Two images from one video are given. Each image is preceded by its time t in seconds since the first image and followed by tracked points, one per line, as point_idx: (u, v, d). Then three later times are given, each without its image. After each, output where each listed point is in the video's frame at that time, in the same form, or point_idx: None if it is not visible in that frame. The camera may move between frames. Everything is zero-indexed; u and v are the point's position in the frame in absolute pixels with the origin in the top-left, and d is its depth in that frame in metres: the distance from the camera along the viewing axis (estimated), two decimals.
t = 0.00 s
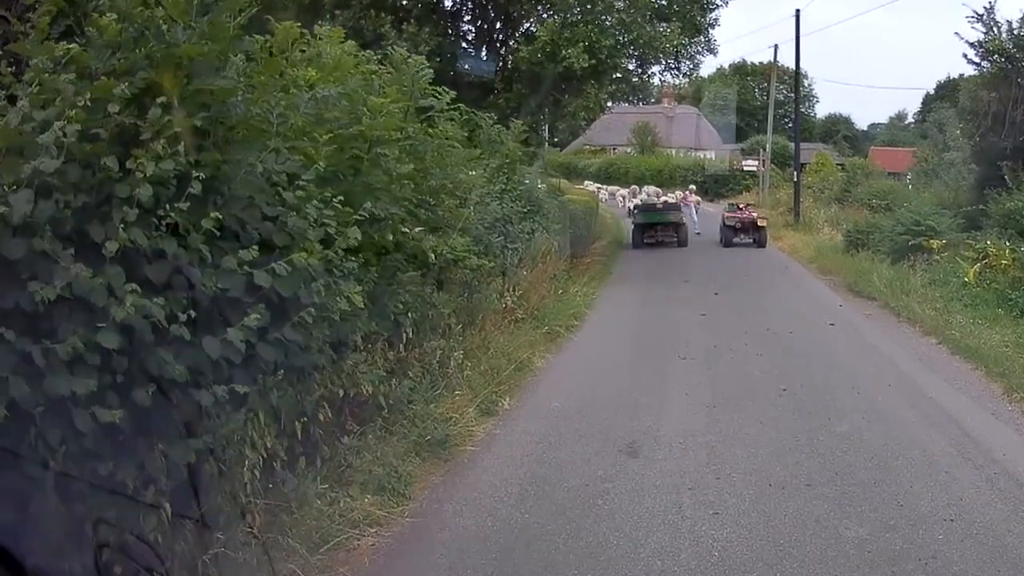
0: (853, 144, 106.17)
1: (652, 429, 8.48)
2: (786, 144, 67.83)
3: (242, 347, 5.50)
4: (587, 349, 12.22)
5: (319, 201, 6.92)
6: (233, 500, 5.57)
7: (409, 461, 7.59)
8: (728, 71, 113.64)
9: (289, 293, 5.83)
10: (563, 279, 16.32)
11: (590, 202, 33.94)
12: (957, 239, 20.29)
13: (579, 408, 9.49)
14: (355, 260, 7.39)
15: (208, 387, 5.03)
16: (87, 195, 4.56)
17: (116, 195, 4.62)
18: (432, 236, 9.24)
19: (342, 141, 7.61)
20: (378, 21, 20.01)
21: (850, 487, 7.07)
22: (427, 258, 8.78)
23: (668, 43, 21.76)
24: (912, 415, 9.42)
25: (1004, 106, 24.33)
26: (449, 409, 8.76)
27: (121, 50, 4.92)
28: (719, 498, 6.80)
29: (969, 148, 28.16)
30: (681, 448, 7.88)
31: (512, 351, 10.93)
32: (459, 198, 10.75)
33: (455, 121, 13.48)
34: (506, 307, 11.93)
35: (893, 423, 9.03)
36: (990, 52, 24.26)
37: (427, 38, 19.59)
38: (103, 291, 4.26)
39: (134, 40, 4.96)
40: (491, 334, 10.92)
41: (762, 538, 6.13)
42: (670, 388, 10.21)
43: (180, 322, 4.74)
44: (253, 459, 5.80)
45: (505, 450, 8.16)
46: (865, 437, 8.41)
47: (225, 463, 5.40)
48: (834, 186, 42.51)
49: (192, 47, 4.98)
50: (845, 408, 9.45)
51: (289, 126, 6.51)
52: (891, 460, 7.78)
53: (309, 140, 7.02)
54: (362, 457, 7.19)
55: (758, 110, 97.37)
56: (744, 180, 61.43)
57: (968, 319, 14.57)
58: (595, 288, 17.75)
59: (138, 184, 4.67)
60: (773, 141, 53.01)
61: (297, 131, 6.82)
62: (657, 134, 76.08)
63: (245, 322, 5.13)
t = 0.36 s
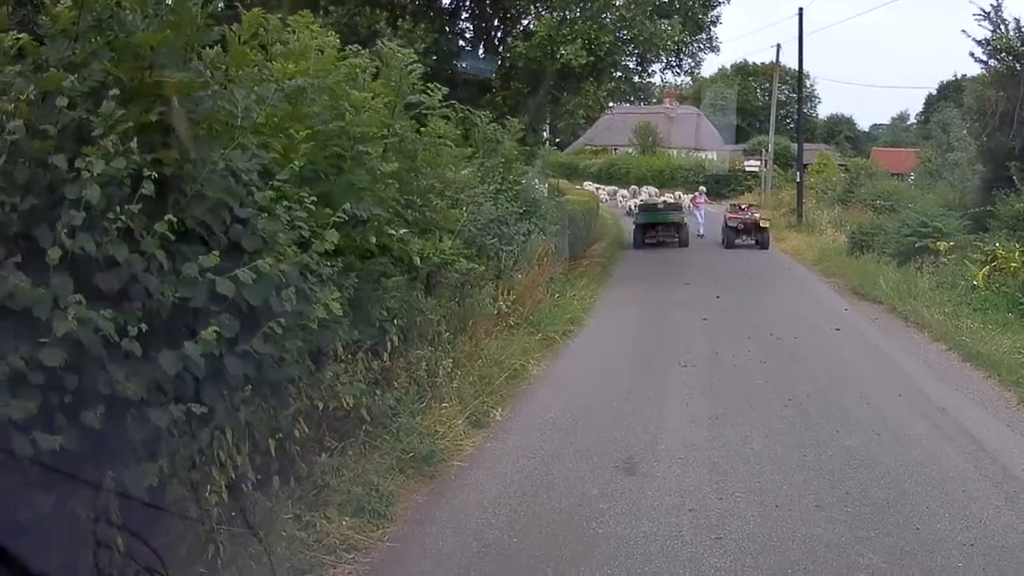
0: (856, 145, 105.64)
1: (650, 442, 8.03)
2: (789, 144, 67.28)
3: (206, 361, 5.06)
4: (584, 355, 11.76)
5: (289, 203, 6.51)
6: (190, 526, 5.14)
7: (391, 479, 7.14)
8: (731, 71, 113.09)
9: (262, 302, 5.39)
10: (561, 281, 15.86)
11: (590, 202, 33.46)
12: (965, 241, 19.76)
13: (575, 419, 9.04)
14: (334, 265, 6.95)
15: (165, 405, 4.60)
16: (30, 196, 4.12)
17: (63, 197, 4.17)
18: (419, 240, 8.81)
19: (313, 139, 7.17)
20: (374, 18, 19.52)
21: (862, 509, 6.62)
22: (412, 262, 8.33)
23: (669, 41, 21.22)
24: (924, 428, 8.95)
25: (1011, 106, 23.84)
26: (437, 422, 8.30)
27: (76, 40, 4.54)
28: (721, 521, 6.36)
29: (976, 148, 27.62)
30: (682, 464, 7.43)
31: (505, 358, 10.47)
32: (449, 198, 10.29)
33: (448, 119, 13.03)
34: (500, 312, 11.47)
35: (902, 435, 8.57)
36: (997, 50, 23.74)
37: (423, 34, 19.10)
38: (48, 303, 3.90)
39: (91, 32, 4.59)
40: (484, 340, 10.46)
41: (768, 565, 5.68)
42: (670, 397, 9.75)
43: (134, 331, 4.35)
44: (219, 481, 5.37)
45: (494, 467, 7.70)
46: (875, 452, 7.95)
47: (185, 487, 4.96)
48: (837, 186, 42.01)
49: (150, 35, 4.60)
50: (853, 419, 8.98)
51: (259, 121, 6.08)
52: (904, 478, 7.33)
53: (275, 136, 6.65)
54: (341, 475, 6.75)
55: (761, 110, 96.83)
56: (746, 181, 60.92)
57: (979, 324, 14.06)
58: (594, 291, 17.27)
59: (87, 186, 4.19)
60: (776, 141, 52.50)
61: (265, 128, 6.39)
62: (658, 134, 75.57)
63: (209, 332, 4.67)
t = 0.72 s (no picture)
0: (858, 145, 105.04)
1: (648, 459, 7.52)
2: (791, 144, 66.72)
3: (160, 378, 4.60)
4: (581, 361, 11.25)
5: (256, 204, 6.03)
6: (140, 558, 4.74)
7: (369, 502, 6.63)
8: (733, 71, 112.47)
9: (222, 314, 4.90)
10: (559, 283, 15.36)
11: (590, 202, 32.99)
12: (973, 242, 19.14)
13: (569, 432, 8.52)
14: (307, 271, 6.47)
15: (109, 431, 4.13)
16: None
17: None
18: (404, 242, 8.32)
19: (286, 135, 6.68)
20: (367, 13, 19.32)
21: (876, 535, 6.12)
22: (395, 267, 7.82)
23: (670, 37, 20.71)
24: (940, 442, 8.42)
25: (1020, 103, 23.29)
26: (421, 437, 7.79)
27: (19, 28, 3.98)
28: (726, 550, 5.85)
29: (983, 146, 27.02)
30: (681, 485, 6.93)
31: (498, 365, 9.97)
32: (436, 198, 9.77)
33: (439, 116, 12.51)
34: (493, 316, 10.97)
35: (916, 449, 8.06)
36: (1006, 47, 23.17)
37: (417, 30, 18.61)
38: None
39: (42, 18, 4.00)
40: (475, 345, 9.96)
41: None
42: (670, 408, 9.22)
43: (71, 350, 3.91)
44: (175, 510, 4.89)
45: (481, 487, 7.18)
46: (889, 470, 7.43)
47: (133, 518, 4.49)
48: (840, 187, 41.47)
49: (90, 23, 3.95)
50: (863, 431, 8.48)
51: (222, 112, 5.61)
52: (921, 499, 6.82)
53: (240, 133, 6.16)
54: (315, 498, 6.24)
55: (762, 110, 96.26)
56: (748, 181, 60.40)
57: (991, 328, 13.50)
58: (592, 293, 16.76)
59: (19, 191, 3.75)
60: (778, 141, 51.96)
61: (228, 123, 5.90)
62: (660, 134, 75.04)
63: (149, 351, 4.19)
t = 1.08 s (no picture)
0: (861, 145, 104.55)
1: (647, 478, 7.03)
2: (794, 144, 66.21)
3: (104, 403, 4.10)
4: (578, 368, 10.76)
5: (220, 206, 5.55)
6: None
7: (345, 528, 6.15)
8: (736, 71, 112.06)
9: (176, 328, 4.43)
10: (556, 287, 14.85)
11: (590, 203, 32.48)
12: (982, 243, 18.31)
13: (562, 446, 8.01)
14: (276, 279, 5.99)
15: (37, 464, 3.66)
16: None
17: None
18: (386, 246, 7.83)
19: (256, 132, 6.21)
20: (358, 9, 18.18)
21: (895, 564, 5.61)
22: (375, 273, 7.35)
23: (672, 34, 20.24)
24: (957, 455, 7.89)
25: None
26: (403, 454, 7.31)
27: None
28: None
29: (990, 145, 26.44)
30: (682, 508, 6.44)
31: (489, 373, 9.47)
32: (423, 199, 9.27)
33: (429, 113, 12.01)
34: (486, 322, 10.47)
35: (931, 464, 7.57)
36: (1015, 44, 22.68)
37: (411, 26, 18.08)
38: None
39: None
40: (465, 353, 9.46)
41: None
42: (671, 418, 8.71)
43: None
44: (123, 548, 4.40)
45: (466, 511, 6.68)
46: (904, 488, 6.92)
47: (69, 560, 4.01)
48: (844, 187, 40.93)
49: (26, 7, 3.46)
50: (874, 443, 7.98)
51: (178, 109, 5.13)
52: (941, 523, 6.31)
53: (205, 129, 5.69)
54: (283, 525, 5.75)
55: (764, 110, 95.77)
56: (749, 181, 59.85)
57: (1004, 333, 12.96)
58: (590, 297, 16.25)
59: None
60: (780, 141, 51.38)
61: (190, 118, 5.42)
62: (661, 134, 74.61)
63: (82, 376, 3.71)
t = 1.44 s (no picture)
0: (863, 145, 104.10)
1: (645, 495, 6.61)
2: (796, 145, 65.76)
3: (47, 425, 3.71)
4: (576, 372, 10.33)
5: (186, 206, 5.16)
6: None
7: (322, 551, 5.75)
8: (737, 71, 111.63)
9: (133, 340, 4.03)
10: (554, 289, 14.43)
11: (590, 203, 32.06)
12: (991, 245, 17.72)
13: (557, 458, 7.59)
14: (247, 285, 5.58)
15: None
16: None
17: None
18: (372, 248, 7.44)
19: (230, 127, 5.81)
20: (351, 5, 17.20)
21: None
22: (355, 277, 6.94)
23: (673, 30, 19.87)
24: (972, 466, 7.45)
25: None
26: (386, 470, 6.90)
27: None
28: None
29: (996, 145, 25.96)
30: (682, 530, 6.02)
31: (482, 379, 9.04)
32: (412, 198, 8.84)
33: (421, 109, 11.57)
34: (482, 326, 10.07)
35: (945, 476, 7.13)
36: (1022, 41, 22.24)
37: (405, 22, 17.58)
38: None
39: None
40: (455, 359, 9.04)
41: None
42: (672, 427, 8.28)
43: None
44: None
45: (451, 532, 6.27)
46: (917, 505, 6.50)
47: None
48: (846, 187, 40.46)
49: None
50: (884, 453, 7.54)
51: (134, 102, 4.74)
52: (960, 543, 5.89)
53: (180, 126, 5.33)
54: (254, 550, 5.35)
55: (765, 110, 95.31)
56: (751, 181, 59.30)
57: (1015, 338, 12.50)
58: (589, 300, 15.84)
59: None
60: (782, 141, 50.85)
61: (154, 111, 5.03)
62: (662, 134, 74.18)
63: (17, 397, 3.39)
